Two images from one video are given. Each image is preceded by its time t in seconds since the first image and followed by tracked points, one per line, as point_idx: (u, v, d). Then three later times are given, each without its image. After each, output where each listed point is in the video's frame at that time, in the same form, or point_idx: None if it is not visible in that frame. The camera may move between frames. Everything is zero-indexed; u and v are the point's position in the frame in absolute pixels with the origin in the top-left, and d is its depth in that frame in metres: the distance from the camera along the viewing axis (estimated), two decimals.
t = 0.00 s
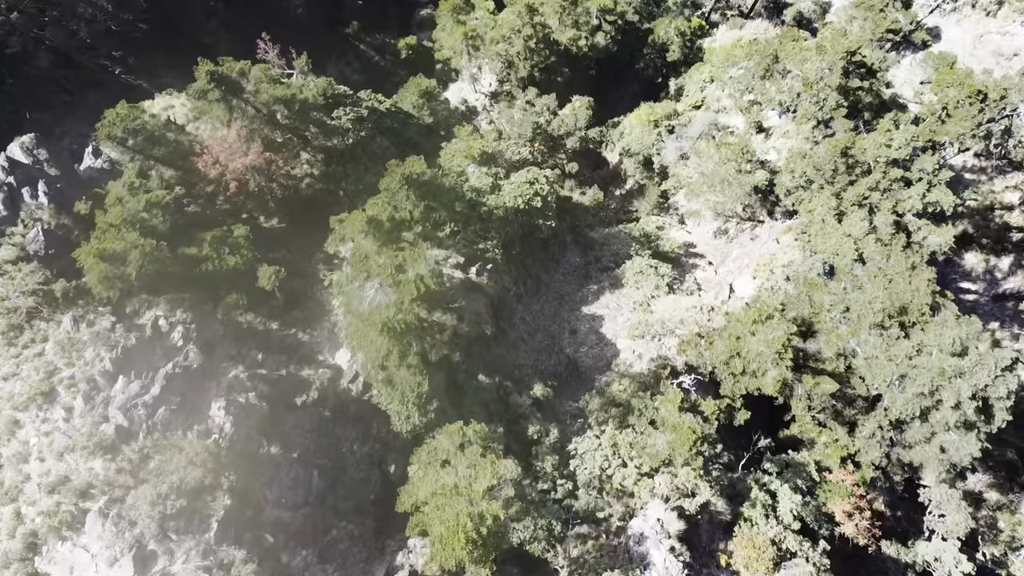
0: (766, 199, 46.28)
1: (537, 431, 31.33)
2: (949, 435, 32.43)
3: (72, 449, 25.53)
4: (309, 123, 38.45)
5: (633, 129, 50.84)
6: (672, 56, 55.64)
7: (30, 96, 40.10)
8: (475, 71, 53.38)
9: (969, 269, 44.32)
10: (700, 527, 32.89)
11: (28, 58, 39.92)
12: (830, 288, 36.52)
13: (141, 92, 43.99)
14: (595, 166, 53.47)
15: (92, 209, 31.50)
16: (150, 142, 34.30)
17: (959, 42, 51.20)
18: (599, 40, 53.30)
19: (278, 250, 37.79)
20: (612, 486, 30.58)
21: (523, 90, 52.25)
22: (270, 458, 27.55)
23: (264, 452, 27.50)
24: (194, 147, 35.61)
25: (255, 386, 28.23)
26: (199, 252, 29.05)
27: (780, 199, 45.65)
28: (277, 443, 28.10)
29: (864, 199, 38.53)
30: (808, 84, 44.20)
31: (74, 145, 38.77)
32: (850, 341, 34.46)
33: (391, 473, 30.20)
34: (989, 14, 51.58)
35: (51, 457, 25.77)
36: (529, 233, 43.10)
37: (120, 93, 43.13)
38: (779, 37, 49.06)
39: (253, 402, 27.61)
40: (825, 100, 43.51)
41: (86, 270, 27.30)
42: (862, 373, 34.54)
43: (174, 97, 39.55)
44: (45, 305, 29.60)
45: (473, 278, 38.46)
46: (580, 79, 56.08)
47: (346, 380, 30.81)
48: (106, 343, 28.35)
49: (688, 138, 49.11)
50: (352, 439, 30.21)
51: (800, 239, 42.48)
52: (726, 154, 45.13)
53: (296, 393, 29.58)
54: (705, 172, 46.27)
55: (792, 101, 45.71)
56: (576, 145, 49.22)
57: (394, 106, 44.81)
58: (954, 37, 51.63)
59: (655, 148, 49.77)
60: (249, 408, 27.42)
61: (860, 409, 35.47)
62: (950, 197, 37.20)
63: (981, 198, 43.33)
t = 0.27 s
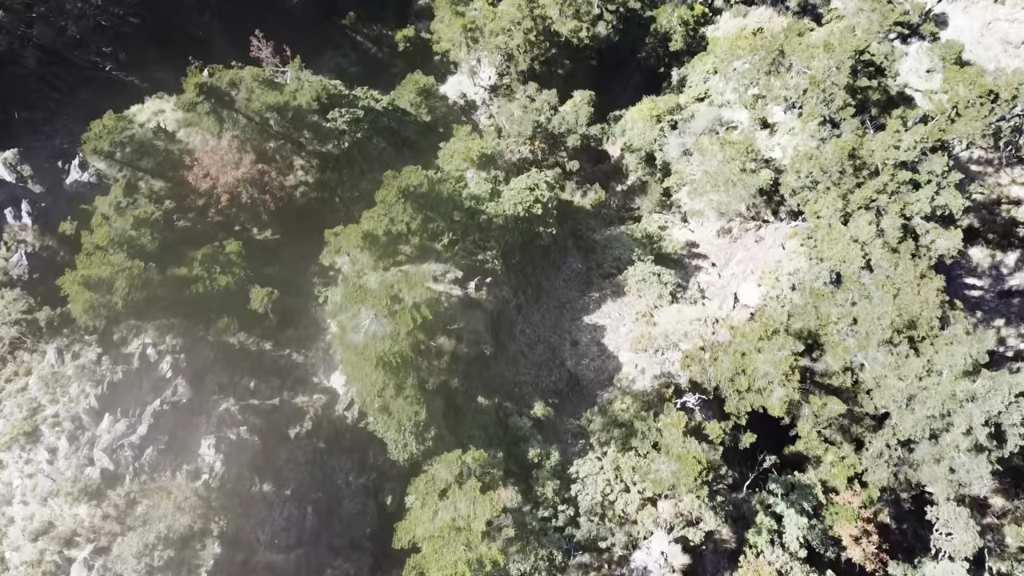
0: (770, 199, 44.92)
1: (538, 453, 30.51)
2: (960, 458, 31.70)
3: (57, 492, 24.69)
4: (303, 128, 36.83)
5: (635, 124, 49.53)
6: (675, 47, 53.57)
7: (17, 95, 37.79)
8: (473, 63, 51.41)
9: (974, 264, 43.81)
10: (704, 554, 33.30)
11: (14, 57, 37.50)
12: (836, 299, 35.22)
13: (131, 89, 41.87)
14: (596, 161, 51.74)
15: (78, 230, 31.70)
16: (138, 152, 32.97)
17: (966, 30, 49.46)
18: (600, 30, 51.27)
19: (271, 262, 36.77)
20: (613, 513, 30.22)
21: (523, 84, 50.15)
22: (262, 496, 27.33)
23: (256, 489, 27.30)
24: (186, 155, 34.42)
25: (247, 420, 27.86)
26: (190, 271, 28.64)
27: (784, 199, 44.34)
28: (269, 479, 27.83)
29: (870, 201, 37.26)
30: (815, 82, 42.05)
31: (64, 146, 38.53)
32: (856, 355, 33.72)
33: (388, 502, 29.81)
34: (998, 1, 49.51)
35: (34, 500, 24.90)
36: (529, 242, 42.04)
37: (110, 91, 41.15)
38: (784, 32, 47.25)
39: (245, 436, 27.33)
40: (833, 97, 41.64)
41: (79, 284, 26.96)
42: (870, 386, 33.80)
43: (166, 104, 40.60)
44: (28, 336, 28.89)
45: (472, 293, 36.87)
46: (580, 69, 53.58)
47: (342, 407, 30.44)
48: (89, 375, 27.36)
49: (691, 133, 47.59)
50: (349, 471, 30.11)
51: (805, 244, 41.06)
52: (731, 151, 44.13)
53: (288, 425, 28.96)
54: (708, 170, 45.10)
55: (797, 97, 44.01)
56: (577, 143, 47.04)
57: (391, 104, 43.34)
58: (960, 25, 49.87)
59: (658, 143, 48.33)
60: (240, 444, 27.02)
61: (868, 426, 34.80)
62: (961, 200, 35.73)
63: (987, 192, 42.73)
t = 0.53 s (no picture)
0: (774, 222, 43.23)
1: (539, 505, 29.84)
2: (972, 508, 31.39)
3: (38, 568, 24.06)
4: (298, 159, 35.48)
5: (636, 143, 48.52)
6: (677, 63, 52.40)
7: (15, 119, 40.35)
8: (473, 81, 49.63)
9: (980, 283, 43.26)
10: None
11: (8, 82, 39.68)
12: (844, 336, 34.15)
13: (125, 111, 42.55)
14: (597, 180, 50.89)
15: (66, 276, 31.09)
16: (129, 189, 32.73)
17: (969, 43, 48.43)
18: (603, 45, 49.84)
19: (265, 303, 35.67)
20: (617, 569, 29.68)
21: (524, 103, 49.20)
22: (249, 565, 26.46)
23: (245, 558, 26.49)
24: (178, 190, 33.94)
25: (237, 485, 27.19)
26: (181, 318, 28.24)
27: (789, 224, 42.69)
28: (259, 546, 27.01)
29: (877, 229, 36.20)
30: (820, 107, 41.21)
31: (56, 170, 40.38)
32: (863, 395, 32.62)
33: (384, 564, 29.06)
34: (1002, 13, 48.44)
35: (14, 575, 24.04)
36: (530, 276, 41.42)
37: (106, 114, 42.31)
38: (789, 53, 46.65)
39: (236, 502, 26.72)
40: (839, 122, 40.93)
41: (65, 334, 26.39)
42: (880, 428, 32.70)
43: (160, 135, 40.68)
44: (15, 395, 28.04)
45: (472, 335, 35.92)
46: (581, 84, 52.19)
47: (336, 461, 30.04)
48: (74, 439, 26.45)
49: (694, 154, 46.18)
50: (344, 530, 29.41)
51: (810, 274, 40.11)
52: (735, 174, 42.18)
53: (281, 485, 28.53)
54: (713, 196, 43.36)
55: (802, 120, 42.83)
56: (578, 165, 46.16)
57: (388, 127, 42.56)
58: (963, 37, 48.84)
59: (659, 164, 47.22)
60: (234, 510, 26.56)
61: (880, 472, 34.07)
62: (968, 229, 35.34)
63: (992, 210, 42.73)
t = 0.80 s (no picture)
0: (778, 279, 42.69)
1: None
2: None
3: None
4: (296, 223, 35.61)
5: (637, 196, 47.39)
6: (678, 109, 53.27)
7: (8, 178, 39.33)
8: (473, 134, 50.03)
9: (986, 334, 42.68)
10: None
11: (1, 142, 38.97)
12: (854, 407, 33.57)
13: (121, 165, 42.38)
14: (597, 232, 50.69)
15: (51, 359, 30.67)
16: (120, 261, 32.23)
17: (968, 89, 50.25)
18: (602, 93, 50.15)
19: (258, 379, 34.15)
20: None
21: (525, 156, 49.48)
22: None
23: None
24: (170, 262, 33.52)
25: None
26: (169, 401, 27.79)
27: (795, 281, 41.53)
28: None
29: (884, 290, 36.46)
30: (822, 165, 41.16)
31: (50, 228, 39.17)
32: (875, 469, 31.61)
33: None
34: (1001, 60, 50.16)
35: None
36: (532, 342, 40.67)
37: (101, 168, 41.83)
38: (790, 106, 46.51)
39: None
40: (841, 180, 40.98)
41: (47, 428, 25.65)
42: (893, 506, 31.72)
43: (154, 198, 40.43)
44: None
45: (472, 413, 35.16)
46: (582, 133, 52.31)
47: (329, 556, 28.81)
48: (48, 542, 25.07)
49: (695, 209, 45.43)
50: None
51: (817, 337, 39.26)
52: (739, 233, 41.87)
53: None
54: (715, 252, 43.35)
55: (804, 175, 42.38)
56: (579, 221, 46.20)
57: (388, 184, 42.69)
58: (963, 83, 50.75)
59: (660, 220, 46.34)
60: None
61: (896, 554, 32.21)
62: (976, 288, 35.60)
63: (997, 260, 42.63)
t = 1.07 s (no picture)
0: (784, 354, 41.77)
1: None
2: None
3: None
4: (290, 308, 35.25)
5: (639, 265, 48.16)
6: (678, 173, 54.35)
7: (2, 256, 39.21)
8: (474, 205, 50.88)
9: (996, 403, 41.98)
10: None
11: None
12: (868, 496, 31.75)
13: (116, 237, 42.31)
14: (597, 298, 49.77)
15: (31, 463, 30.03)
16: (109, 350, 31.60)
17: (966, 152, 49.83)
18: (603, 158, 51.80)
19: (249, 477, 33.53)
20: None
21: (525, 225, 49.92)
22: None
23: None
24: (160, 350, 32.79)
25: None
26: (155, 505, 27.58)
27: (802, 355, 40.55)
28: None
29: (895, 369, 34.92)
30: (826, 240, 40.34)
31: (45, 303, 39.57)
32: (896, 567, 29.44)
33: None
34: (998, 122, 48.92)
35: None
36: (533, 428, 40.17)
37: (97, 241, 41.79)
38: (791, 176, 47.07)
39: None
40: (845, 254, 39.81)
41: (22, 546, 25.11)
42: None
43: (148, 278, 40.98)
44: None
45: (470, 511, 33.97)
46: (585, 199, 54.04)
47: None
48: None
49: (699, 283, 46.02)
50: None
51: (826, 419, 38.57)
52: (743, 305, 41.35)
53: None
54: (718, 324, 42.52)
55: (809, 247, 42.04)
56: (580, 293, 46.06)
57: (387, 259, 43.11)
58: (960, 146, 50.26)
59: (663, 288, 47.04)
60: None
61: None
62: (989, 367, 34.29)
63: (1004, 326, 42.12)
